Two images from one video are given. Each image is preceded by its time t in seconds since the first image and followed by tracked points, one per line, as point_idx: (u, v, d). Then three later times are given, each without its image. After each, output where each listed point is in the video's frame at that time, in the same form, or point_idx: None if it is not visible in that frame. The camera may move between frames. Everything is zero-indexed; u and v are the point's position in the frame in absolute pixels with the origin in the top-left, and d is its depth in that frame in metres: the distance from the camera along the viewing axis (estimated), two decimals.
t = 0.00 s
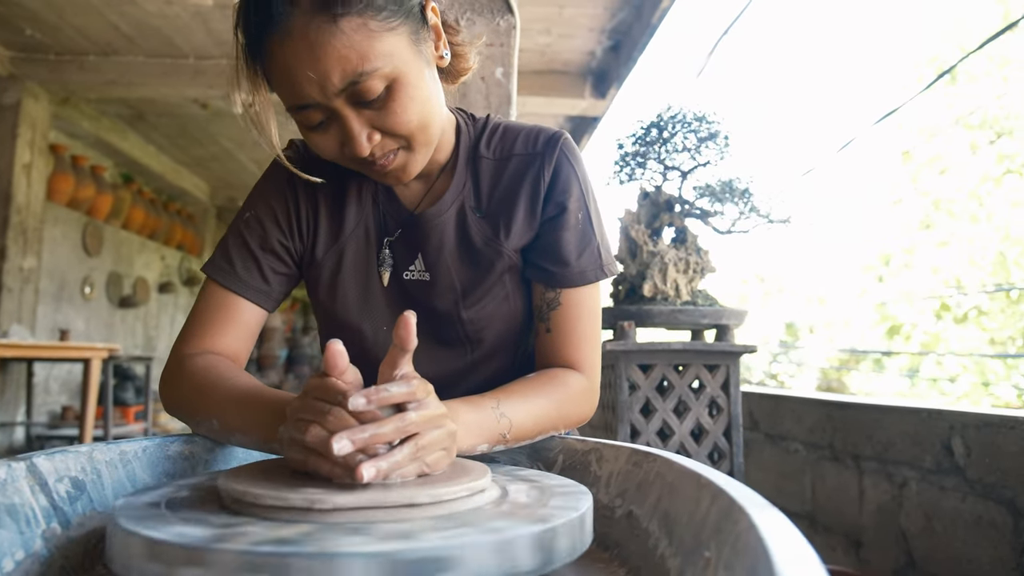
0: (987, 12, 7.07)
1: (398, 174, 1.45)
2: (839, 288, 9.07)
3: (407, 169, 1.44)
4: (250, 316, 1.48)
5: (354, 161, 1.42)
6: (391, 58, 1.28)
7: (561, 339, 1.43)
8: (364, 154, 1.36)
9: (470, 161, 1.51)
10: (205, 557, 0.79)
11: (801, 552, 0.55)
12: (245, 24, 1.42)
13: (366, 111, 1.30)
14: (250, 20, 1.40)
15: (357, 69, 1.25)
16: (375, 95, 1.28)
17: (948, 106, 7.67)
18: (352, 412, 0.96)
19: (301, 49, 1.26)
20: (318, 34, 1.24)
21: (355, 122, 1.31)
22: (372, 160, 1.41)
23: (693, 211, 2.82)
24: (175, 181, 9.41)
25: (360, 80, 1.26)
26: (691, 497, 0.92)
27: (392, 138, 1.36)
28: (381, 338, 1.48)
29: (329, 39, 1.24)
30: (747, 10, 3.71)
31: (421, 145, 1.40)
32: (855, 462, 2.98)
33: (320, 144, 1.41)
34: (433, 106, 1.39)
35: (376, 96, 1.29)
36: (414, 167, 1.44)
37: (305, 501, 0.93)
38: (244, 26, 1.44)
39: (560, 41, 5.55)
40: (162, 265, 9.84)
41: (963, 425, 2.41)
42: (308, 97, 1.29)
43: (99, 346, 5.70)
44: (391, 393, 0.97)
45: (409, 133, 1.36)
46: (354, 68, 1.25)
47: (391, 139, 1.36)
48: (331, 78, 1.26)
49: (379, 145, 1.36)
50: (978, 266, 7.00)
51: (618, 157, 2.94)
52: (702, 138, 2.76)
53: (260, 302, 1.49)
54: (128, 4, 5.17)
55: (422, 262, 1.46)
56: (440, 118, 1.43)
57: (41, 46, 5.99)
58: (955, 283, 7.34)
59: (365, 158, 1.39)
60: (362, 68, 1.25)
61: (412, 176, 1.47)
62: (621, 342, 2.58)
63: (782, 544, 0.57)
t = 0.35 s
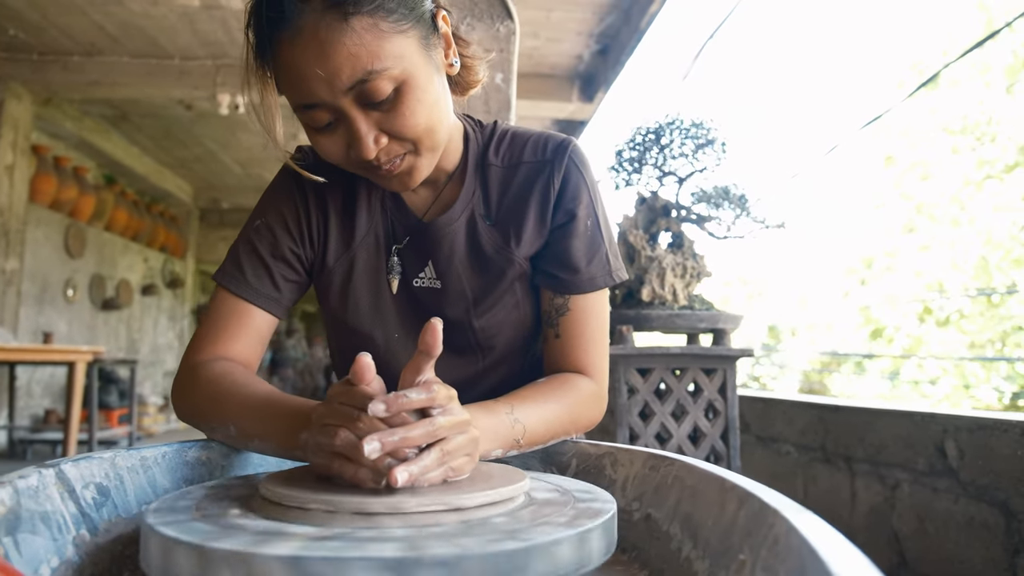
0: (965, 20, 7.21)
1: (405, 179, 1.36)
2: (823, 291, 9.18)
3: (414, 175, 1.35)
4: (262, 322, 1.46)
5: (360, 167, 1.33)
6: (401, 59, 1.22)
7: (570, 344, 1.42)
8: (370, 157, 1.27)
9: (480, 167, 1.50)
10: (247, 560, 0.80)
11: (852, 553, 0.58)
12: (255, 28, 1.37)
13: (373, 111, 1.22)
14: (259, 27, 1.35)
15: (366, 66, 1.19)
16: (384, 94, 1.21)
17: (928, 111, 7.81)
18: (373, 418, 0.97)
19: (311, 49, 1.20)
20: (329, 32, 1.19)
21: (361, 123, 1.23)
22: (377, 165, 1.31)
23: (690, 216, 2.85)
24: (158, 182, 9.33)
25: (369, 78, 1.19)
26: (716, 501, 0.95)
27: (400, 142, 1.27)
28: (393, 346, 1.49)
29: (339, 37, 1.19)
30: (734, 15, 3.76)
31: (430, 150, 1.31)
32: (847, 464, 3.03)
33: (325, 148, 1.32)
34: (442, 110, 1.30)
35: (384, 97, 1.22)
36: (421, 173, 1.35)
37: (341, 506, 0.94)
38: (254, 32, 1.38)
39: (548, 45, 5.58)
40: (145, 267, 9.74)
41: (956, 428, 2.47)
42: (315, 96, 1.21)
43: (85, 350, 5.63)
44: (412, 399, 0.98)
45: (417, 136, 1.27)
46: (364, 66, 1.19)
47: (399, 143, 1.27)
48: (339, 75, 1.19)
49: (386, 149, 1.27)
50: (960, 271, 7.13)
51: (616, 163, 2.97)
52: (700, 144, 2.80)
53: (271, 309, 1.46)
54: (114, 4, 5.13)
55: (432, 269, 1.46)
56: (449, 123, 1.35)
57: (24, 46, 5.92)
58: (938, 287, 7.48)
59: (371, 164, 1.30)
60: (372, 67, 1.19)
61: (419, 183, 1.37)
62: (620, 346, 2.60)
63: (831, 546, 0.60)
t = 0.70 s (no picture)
0: (964, 21, 7.23)
1: (414, 176, 1.31)
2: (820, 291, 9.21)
3: (424, 172, 1.30)
4: (274, 318, 1.45)
5: (371, 164, 1.28)
6: (413, 55, 1.16)
7: (582, 339, 1.43)
8: (382, 154, 1.22)
9: (491, 164, 1.50)
10: (275, 553, 0.80)
11: (882, 539, 0.60)
12: (268, 22, 1.32)
13: (384, 108, 1.17)
14: (271, 23, 1.29)
15: (379, 62, 1.13)
16: (395, 91, 1.15)
17: (925, 111, 7.83)
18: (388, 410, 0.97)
19: (324, 44, 1.14)
20: (341, 27, 1.14)
21: (372, 119, 1.17)
22: (387, 161, 1.26)
23: (694, 213, 2.86)
24: (156, 181, 9.30)
25: (381, 74, 1.13)
26: (733, 492, 0.96)
27: (410, 139, 1.22)
28: (405, 341, 1.49)
29: (350, 32, 1.13)
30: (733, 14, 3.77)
31: (440, 147, 1.26)
32: (849, 462, 3.04)
33: (336, 146, 1.27)
34: (453, 107, 1.25)
35: (396, 93, 1.16)
36: (430, 170, 1.30)
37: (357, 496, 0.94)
38: (266, 29, 1.33)
39: (547, 44, 5.58)
40: (142, 266, 9.72)
41: (959, 425, 2.48)
42: (326, 92, 1.16)
43: (83, 348, 5.62)
44: (426, 392, 0.99)
45: (428, 133, 1.22)
46: (377, 62, 1.13)
47: (411, 140, 1.22)
48: (350, 70, 1.13)
49: (397, 145, 1.22)
50: (953, 272, 7.32)
51: (621, 160, 2.98)
52: (705, 142, 2.81)
53: (283, 304, 1.46)
54: (112, 3, 5.12)
55: (445, 265, 1.47)
56: (460, 119, 1.29)
57: (21, 45, 5.90)
58: (935, 286, 7.51)
59: (382, 160, 1.25)
60: (385, 62, 1.13)
61: (428, 178, 1.33)
62: (625, 344, 2.61)
63: (860, 533, 0.62)
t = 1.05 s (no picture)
0: (965, 18, 7.23)
1: (425, 170, 1.31)
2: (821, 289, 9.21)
3: (437, 165, 1.30)
4: (285, 312, 1.45)
5: (383, 158, 1.28)
6: (424, 48, 1.16)
7: (594, 332, 1.43)
8: (394, 148, 1.22)
9: (502, 158, 1.50)
10: (303, 540, 0.81)
11: (907, 525, 0.63)
12: (278, 17, 1.32)
13: (397, 101, 1.17)
14: (282, 17, 1.29)
15: (391, 56, 1.13)
16: (407, 85, 1.15)
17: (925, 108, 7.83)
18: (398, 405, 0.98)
19: (334, 38, 1.14)
20: (352, 21, 1.13)
21: (384, 113, 1.17)
22: (400, 154, 1.26)
23: (698, 209, 2.86)
24: (156, 177, 9.29)
25: (393, 67, 1.13)
26: (748, 483, 0.97)
27: (423, 132, 1.22)
28: (416, 335, 1.50)
29: (362, 25, 1.13)
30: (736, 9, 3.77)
31: (452, 140, 1.26)
32: (853, 457, 3.05)
33: (348, 140, 1.27)
34: (465, 100, 1.25)
35: (408, 86, 1.16)
36: (442, 163, 1.30)
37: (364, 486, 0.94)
38: (277, 24, 1.33)
39: (548, 41, 5.57)
40: (142, 262, 9.71)
41: (964, 419, 2.49)
42: (338, 86, 1.16)
43: (84, 344, 5.61)
44: (434, 383, 0.98)
45: (440, 126, 1.22)
46: (388, 55, 1.13)
47: (423, 133, 1.22)
48: (363, 64, 1.13)
49: (410, 139, 1.22)
50: (956, 268, 7.28)
51: (625, 156, 2.98)
52: (709, 138, 2.81)
53: (293, 298, 1.45)
54: None
55: (456, 259, 1.47)
56: (471, 113, 1.29)
57: (23, 41, 5.89)
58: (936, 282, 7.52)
59: (394, 154, 1.25)
60: (396, 55, 1.13)
61: (440, 172, 1.33)
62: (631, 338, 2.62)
63: (884, 519, 0.65)
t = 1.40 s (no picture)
0: (964, 21, 7.25)
1: (435, 177, 1.32)
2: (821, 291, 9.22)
3: (448, 173, 1.31)
4: (293, 318, 1.45)
5: (395, 167, 1.29)
6: (434, 57, 1.17)
7: (601, 338, 1.44)
8: (406, 157, 1.23)
9: (509, 165, 1.51)
10: (317, 548, 0.81)
11: (915, 532, 0.64)
12: (286, 27, 1.33)
13: (408, 110, 1.18)
14: (291, 28, 1.30)
15: (401, 65, 1.14)
16: (418, 93, 1.16)
17: (924, 110, 7.85)
18: (403, 413, 1.00)
19: (345, 48, 1.15)
20: (363, 31, 1.14)
21: (396, 122, 1.18)
22: (411, 162, 1.27)
23: (702, 213, 2.87)
24: (157, 179, 9.30)
25: (404, 76, 1.14)
26: (756, 490, 0.97)
27: (434, 140, 1.23)
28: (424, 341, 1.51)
29: (373, 36, 1.14)
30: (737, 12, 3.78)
31: (463, 147, 1.27)
32: (856, 460, 3.06)
33: (359, 150, 1.28)
34: (475, 108, 1.26)
35: (419, 95, 1.17)
36: (452, 171, 1.31)
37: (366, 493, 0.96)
38: (286, 35, 1.34)
39: (549, 43, 5.59)
40: (143, 264, 9.71)
41: (967, 423, 2.50)
42: (350, 97, 1.16)
43: (85, 346, 5.60)
44: (435, 396, 1.00)
45: (451, 134, 1.23)
46: (398, 65, 1.14)
47: (434, 141, 1.23)
48: (374, 74, 1.14)
49: (421, 148, 1.22)
50: (955, 270, 7.30)
51: (629, 160, 2.99)
52: (712, 143, 2.82)
53: (301, 304, 1.46)
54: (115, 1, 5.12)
55: (463, 266, 1.48)
56: (480, 120, 1.30)
57: (25, 43, 5.90)
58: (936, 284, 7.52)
59: (406, 162, 1.26)
60: (408, 65, 1.14)
61: (450, 180, 1.34)
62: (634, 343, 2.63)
63: (894, 527, 0.66)
